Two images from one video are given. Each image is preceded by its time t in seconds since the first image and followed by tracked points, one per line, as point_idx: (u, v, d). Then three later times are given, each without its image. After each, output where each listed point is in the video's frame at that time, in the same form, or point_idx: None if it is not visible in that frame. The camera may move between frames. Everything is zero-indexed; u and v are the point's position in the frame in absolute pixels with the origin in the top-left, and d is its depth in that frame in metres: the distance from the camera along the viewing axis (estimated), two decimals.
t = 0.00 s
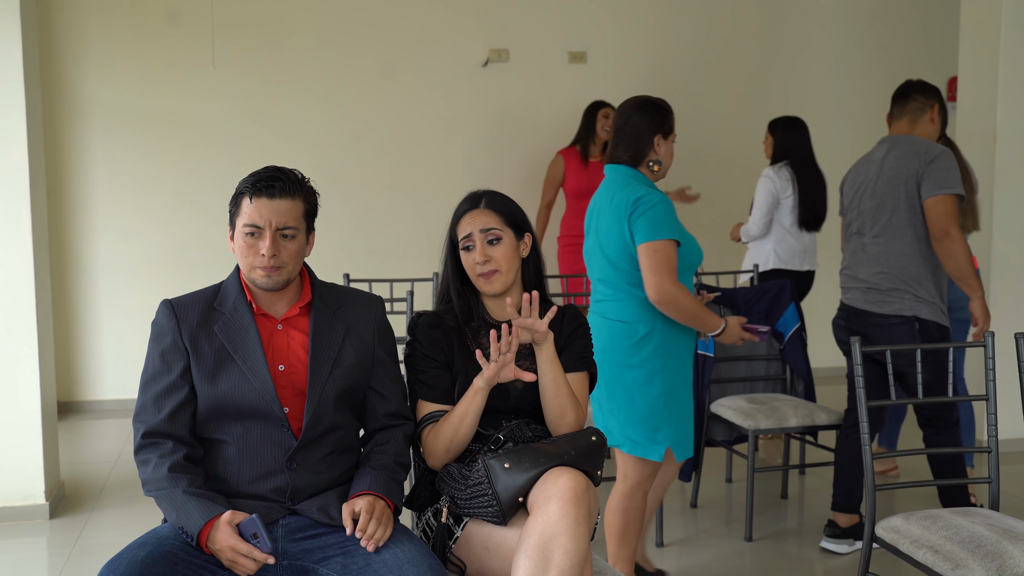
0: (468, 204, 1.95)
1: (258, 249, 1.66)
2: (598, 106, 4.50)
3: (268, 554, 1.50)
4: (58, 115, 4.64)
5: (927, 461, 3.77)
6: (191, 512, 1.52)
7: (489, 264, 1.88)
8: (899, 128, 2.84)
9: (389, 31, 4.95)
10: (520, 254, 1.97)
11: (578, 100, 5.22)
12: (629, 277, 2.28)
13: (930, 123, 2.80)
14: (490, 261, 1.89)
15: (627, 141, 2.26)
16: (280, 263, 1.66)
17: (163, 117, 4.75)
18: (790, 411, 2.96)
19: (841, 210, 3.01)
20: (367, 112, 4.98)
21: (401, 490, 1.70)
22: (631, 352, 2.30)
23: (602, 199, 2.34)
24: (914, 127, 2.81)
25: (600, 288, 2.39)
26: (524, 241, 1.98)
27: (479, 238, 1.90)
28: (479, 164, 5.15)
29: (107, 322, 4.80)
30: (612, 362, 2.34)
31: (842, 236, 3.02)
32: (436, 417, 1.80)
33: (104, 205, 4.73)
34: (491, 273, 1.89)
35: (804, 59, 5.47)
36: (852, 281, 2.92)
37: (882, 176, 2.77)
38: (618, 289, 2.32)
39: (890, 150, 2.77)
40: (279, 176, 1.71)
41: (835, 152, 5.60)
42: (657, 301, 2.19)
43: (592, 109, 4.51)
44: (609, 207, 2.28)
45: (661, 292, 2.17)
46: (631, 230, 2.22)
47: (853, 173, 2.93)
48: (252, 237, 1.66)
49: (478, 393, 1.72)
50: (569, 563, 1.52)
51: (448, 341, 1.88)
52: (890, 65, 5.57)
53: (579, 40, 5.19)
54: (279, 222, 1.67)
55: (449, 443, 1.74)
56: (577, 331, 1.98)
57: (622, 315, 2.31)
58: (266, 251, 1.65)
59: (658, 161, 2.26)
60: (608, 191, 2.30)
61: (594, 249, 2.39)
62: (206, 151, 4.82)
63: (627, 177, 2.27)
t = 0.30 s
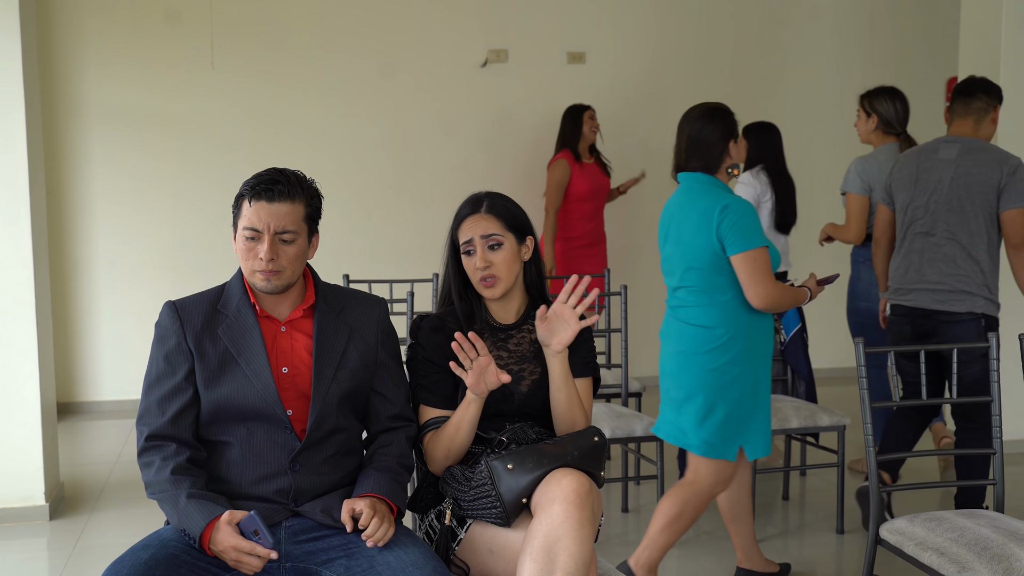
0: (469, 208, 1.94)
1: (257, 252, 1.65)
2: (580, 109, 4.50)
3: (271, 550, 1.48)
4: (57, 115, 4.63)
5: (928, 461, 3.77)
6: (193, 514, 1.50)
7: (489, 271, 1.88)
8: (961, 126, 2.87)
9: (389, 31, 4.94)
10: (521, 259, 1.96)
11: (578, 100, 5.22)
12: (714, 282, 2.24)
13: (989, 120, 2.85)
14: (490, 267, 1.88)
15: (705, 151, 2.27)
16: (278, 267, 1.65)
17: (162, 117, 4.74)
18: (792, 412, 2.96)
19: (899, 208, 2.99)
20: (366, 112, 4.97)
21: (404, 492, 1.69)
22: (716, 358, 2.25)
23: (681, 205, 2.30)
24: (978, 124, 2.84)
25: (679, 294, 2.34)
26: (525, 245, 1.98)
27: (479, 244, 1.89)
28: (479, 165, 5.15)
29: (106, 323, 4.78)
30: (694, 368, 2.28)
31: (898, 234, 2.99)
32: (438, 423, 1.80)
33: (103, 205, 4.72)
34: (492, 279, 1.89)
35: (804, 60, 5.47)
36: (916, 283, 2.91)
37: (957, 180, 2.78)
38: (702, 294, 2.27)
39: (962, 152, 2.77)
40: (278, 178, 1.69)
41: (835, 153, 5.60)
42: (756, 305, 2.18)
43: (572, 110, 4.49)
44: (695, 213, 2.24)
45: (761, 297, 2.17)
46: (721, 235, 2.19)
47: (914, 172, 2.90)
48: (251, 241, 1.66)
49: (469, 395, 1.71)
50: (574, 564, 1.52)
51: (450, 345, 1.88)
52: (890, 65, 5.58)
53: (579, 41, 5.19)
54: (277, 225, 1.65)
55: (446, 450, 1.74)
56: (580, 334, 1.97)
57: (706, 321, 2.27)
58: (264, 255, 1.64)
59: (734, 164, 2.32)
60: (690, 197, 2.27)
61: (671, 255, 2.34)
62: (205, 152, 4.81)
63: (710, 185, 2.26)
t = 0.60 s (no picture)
0: (483, 209, 1.93)
1: (265, 257, 1.64)
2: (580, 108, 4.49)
3: (283, 558, 1.47)
4: (60, 116, 4.62)
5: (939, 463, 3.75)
6: (203, 518, 1.49)
7: (506, 271, 1.87)
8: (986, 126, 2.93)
9: (394, 32, 4.94)
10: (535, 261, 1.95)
11: (584, 101, 5.20)
12: (791, 277, 2.31)
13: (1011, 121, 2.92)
14: (507, 268, 1.87)
15: (776, 150, 2.36)
16: (286, 273, 1.64)
17: (167, 118, 4.74)
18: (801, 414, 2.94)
19: (931, 207, 3.00)
20: (371, 113, 4.96)
21: (415, 495, 1.68)
22: (793, 350, 2.32)
23: (756, 201, 2.38)
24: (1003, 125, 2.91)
25: (754, 288, 2.42)
26: (538, 246, 1.97)
27: (496, 245, 1.88)
28: (485, 166, 5.13)
29: (111, 324, 4.78)
30: (773, 360, 2.36)
31: (934, 233, 3.00)
32: (453, 427, 1.79)
33: (108, 206, 4.71)
34: (507, 280, 1.88)
35: (810, 60, 5.45)
36: (953, 279, 2.95)
37: (999, 177, 2.83)
38: (779, 289, 2.34)
39: (999, 151, 2.83)
40: (287, 182, 1.67)
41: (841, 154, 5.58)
42: (834, 300, 2.26)
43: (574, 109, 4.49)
44: (774, 209, 2.31)
45: (839, 292, 2.24)
46: (801, 231, 2.26)
47: (944, 170, 2.93)
48: (259, 245, 1.65)
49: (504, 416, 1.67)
50: (589, 568, 1.52)
51: (461, 346, 1.87)
52: (896, 65, 5.56)
53: (584, 41, 5.17)
54: (285, 231, 1.64)
55: (458, 458, 1.73)
56: (590, 336, 1.97)
57: (783, 315, 2.33)
58: (272, 261, 1.63)
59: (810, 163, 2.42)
60: (767, 194, 2.35)
61: (746, 251, 2.41)
62: (210, 153, 4.80)
63: (786, 181, 2.33)
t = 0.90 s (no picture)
0: (494, 207, 1.90)
1: (270, 258, 1.62)
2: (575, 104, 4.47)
3: (289, 562, 1.46)
4: (60, 116, 4.60)
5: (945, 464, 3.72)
6: (207, 519, 1.47)
7: (518, 269, 1.85)
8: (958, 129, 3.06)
9: (396, 31, 4.92)
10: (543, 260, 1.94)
11: (587, 100, 5.18)
12: (886, 279, 2.37)
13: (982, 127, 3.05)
14: (519, 266, 1.86)
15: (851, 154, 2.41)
16: (291, 273, 1.62)
17: (169, 118, 4.72)
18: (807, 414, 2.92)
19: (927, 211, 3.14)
20: (374, 112, 4.94)
21: (421, 497, 1.66)
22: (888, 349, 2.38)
23: (843, 204, 2.41)
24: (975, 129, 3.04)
25: (842, 289, 2.44)
26: (547, 244, 1.96)
27: (509, 243, 1.86)
28: (488, 165, 5.12)
29: (113, 324, 4.76)
30: (867, 360, 2.39)
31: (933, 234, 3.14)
32: (460, 429, 1.77)
33: (109, 206, 4.69)
34: (518, 279, 1.86)
35: (814, 59, 5.43)
36: (957, 273, 3.07)
37: (990, 174, 2.98)
38: (874, 290, 2.38)
39: (985, 148, 2.97)
40: (292, 181, 1.65)
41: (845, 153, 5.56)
42: (929, 299, 2.34)
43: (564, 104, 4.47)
44: (870, 213, 2.35)
45: (937, 291, 2.32)
46: (902, 234, 2.32)
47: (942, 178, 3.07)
48: (264, 245, 1.62)
49: (515, 417, 1.64)
50: (597, 571, 1.50)
51: (465, 346, 1.85)
52: (900, 64, 5.54)
53: (587, 40, 5.15)
54: (290, 231, 1.62)
55: (463, 461, 1.71)
56: (596, 335, 1.95)
57: (881, 316, 2.38)
58: (276, 261, 1.61)
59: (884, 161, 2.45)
60: (859, 196, 2.38)
61: (835, 252, 2.44)
62: (212, 152, 4.78)
63: (875, 184, 2.38)
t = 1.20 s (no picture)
0: (510, 203, 1.86)
1: (286, 257, 1.59)
2: (542, 104, 4.42)
3: (289, 565, 1.43)
4: (58, 113, 4.57)
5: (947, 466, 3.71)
6: (205, 522, 1.45)
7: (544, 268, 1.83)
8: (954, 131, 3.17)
9: (395, 29, 4.89)
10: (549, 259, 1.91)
11: (586, 98, 5.16)
12: (952, 269, 2.46)
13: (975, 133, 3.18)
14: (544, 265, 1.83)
15: (909, 146, 2.48)
16: (308, 272, 1.60)
17: (165, 116, 4.69)
18: (809, 414, 2.90)
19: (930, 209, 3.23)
20: (372, 111, 4.91)
21: (423, 499, 1.65)
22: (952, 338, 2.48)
23: (905, 195, 2.47)
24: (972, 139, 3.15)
25: (906, 280, 2.49)
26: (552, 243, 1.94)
27: (536, 239, 1.83)
28: (486, 164, 5.09)
29: (109, 323, 4.72)
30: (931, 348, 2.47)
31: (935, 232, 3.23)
32: (455, 429, 1.76)
33: (105, 205, 4.66)
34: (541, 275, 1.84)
35: (813, 58, 5.42)
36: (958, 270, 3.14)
37: (986, 173, 3.09)
38: (940, 279, 2.46)
39: (982, 148, 3.09)
40: (306, 179, 1.62)
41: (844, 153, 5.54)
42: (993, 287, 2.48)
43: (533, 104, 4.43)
44: (940, 203, 2.42)
45: (1001, 279, 2.46)
46: (975, 224, 2.42)
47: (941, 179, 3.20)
48: (279, 244, 1.59)
49: (507, 398, 1.63)
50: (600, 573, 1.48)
51: (463, 348, 1.83)
52: (899, 64, 5.53)
53: (587, 39, 5.13)
54: (306, 230, 1.59)
55: (463, 461, 1.69)
56: (595, 330, 1.93)
57: (946, 305, 2.47)
58: (293, 262, 1.58)
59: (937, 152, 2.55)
60: (924, 187, 2.44)
61: (899, 243, 2.49)
62: (209, 151, 4.75)
63: (936, 176, 2.45)
